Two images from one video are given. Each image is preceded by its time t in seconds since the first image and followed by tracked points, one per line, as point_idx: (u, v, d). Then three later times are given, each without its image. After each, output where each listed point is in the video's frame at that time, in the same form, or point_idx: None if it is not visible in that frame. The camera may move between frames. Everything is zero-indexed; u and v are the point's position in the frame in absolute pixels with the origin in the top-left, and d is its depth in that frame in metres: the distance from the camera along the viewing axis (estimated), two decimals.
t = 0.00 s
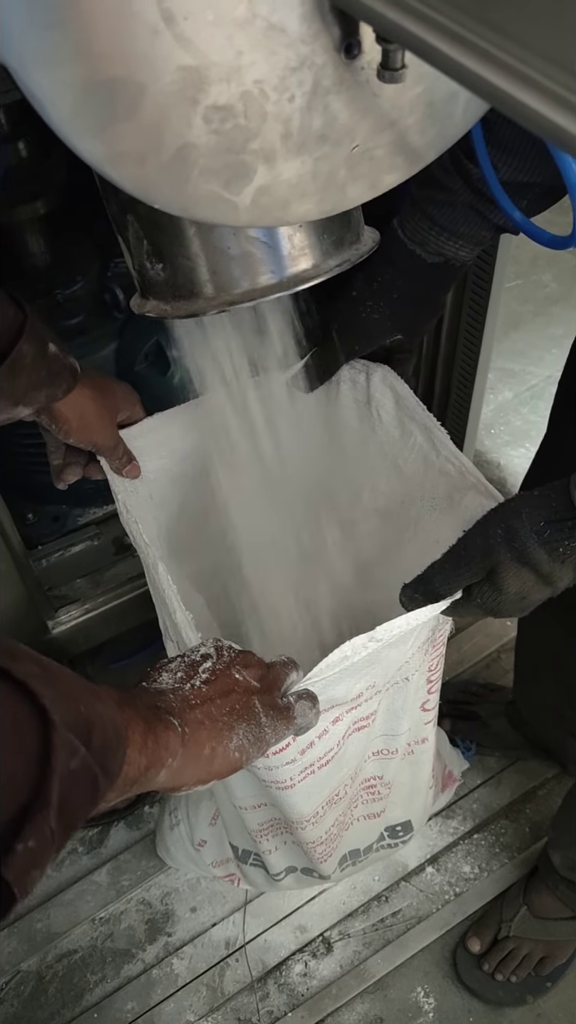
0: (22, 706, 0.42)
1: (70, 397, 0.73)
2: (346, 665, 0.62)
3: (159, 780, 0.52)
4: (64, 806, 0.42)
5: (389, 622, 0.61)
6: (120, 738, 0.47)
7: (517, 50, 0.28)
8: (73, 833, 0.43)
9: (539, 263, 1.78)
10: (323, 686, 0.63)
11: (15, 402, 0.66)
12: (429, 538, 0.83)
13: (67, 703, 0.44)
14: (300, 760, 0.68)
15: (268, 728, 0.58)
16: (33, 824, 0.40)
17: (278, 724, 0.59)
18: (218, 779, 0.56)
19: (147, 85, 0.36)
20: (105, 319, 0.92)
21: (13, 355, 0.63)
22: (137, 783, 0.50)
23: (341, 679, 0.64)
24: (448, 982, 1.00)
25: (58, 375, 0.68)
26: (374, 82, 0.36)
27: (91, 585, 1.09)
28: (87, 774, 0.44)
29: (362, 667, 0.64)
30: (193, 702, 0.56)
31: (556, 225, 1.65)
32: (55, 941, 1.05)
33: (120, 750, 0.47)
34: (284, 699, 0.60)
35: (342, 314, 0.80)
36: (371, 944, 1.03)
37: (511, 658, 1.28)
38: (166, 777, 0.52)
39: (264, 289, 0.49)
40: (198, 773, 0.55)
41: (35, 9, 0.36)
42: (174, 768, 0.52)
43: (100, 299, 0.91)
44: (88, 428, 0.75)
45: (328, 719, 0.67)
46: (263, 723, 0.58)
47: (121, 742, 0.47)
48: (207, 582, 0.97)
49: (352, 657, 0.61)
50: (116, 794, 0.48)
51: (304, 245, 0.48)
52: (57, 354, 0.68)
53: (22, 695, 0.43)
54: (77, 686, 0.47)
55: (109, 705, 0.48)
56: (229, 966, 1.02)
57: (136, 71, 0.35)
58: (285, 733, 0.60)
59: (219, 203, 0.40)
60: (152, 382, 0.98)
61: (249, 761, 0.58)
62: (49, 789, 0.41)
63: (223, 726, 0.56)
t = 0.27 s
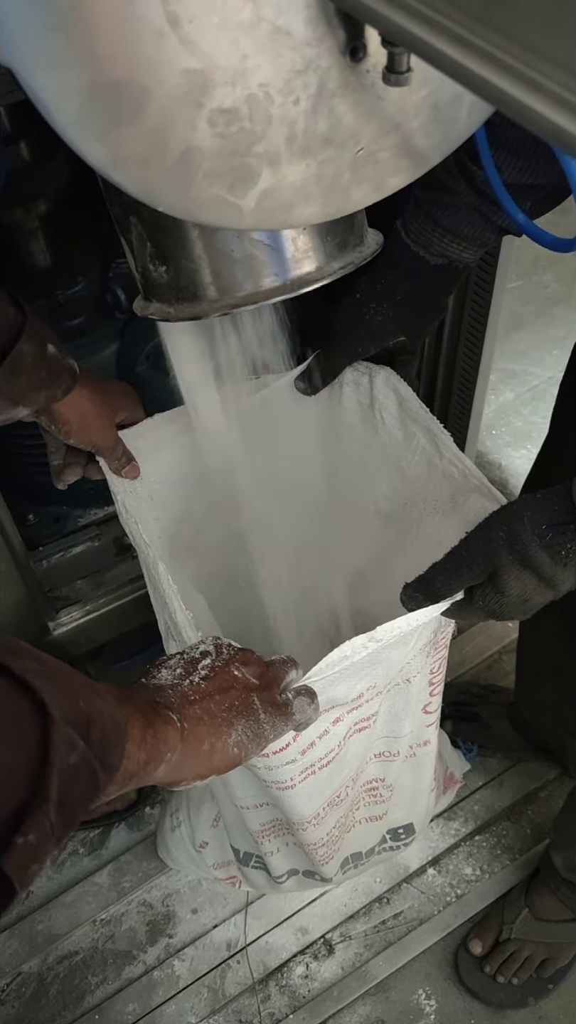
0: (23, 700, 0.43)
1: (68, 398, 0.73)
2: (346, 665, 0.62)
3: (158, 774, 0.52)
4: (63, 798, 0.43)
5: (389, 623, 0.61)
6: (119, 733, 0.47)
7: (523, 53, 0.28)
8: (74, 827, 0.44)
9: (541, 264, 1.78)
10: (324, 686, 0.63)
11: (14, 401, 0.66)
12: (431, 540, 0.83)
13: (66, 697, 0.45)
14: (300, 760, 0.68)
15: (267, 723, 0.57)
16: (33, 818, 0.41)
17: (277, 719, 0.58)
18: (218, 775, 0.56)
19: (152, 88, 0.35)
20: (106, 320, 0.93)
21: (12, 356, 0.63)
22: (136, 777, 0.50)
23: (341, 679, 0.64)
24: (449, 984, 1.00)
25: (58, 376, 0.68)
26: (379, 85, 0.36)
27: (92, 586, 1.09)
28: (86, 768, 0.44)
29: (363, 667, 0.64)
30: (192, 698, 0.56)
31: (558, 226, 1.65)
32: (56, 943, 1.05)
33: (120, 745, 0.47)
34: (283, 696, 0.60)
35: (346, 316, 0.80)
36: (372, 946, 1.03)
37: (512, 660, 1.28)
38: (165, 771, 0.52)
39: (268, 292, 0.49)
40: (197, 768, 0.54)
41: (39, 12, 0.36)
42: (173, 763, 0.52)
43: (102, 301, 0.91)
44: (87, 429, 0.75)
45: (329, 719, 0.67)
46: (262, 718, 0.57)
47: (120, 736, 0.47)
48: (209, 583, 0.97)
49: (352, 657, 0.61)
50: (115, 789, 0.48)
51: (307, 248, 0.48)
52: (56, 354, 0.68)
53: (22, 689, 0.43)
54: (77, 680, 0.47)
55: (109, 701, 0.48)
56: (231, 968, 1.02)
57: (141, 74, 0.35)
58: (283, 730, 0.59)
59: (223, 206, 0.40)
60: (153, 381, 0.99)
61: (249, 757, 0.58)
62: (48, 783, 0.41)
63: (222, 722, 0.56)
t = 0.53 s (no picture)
0: (20, 704, 0.42)
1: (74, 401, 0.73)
2: (342, 662, 0.62)
3: (157, 774, 0.51)
4: (64, 802, 0.42)
5: (386, 620, 0.60)
6: (117, 733, 0.47)
7: (525, 51, 0.28)
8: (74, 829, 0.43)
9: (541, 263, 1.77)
10: (322, 684, 0.63)
11: (11, 417, 0.65)
12: (431, 539, 0.83)
13: (64, 700, 0.44)
14: (298, 758, 0.68)
15: (265, 721, 0.58)
16: (32, 820, 0.41)
17: (275, 715, 0.58)
18: (216, 773, 0.56)
19: (152, 85, 0.35)
20: (106, 319, 0.92)
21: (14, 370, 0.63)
22: (135, 778, 0.49)
23: (339, 676, 0.64)
24: (449, 984, 1.00)
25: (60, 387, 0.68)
26: (381, 83, 0.36)
27: (91, 585, 1.09)
28: (86, 770, 0.44)
29: (360, 665, 0.64)
30: (190, 697, 0.55)
31: (558, 225, 1.65)
32: (55, 943, 1.04)
33: (119, 745, 0.47)
34: (280, 691, 0.60)
35: (349, 316, 0.79)
36: (372, 946, 1.03)
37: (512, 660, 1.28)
38: (164, 771, 0.52)
39: (268, 291, 0.49)
40: (196, 766, 0.54)
41: (39, 9, 0.36)
42: (172, 762, 0.52)
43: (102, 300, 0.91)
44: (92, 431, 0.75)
45: (327, 717, 0.67)
46: (260, 715, 0.57)
47: (119, 736, 0.47)
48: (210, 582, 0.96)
49: (349, 653, 0.61)
50: (115, 790, 0.48)
51: (308, 246, 0.48)
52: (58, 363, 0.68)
53: (19, 693, 0.43)
54: (74, 681, 0.46)
55: (106, 701, 0.48)
56: (230, 968, 1.02)
57: (141, 71, 0.35)
58: (281, 725, 0.59)
59: (223, 204, 0.39)
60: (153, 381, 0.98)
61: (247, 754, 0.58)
62: (47, 785, 0.41)
63: (220, 720, 0.55)
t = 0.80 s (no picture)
0: (12, 706, 0.43)
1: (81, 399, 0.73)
2: (339, 662, 0.62)
3: (150, 776, 0.51)
4: (56, 807, 0.42)
5: (382, 620, 0.60)
6: (111, 736, 0.47)
7: (527, 44, 0.28)
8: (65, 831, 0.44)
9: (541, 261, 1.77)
10: (318, 683, 0.63)
11: (16, 413, 0.64)
12: (429, 538, 0.83)
13: (56, 704, 0.44)
14: (295, 758, 0.68)
15: (259, 723, 0.57)
16: (24, 823, 0.41)
17: (269, 716, 0.58)
18: (210, 774, 0.56)
19: (152, 79, 0.35)
20: (106, 317, 0.93)
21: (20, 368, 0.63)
22: (128, 780, 0.50)
23: (336, 676, 0.63)
24: (448, 982, 1.00)
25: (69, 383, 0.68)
26: (381, 78, 0.36)
27: (90, 585, 1.10)
28: (77, 774, 0.44)
29: (358, 665, 0.64)
30: (184, 698, 0.55)
31: (558, 222, 1.65)
32: (54, 940, 1.04)
33: (111, 748, 0.47)
34: (275, 694, 0.60)
35: (349, 312, 0.80)
36: (371, 944, 1.03)
37: (511, 658, 1.28)
38: (157, 772, 0.52)
39: (267, 287, 0.49)
40: (189, 768, 0.54)
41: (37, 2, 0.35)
42: (166, 764, 0.52)
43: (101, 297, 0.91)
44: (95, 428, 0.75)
45: (324, 717, 0.67)
46: (254, 717, 0.57)
47: (112, 740, 0.47)
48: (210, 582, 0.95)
49: (345, 653, 0.60)
50: (108, 791, 0.48)
51: (307, 242, 0.48)
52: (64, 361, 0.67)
53: (11, 695, 0.43)
54: (67, 683, 0.46)
55: (99, 703, 0.48)
56: (229, 966, 1.02)
57: (140, 65, 0.35)
58: (276, 727, 0.59)
59: (222, 200, 0.39)
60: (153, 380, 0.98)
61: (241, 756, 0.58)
62: (38, 791, 0.41)
63: (214, 721, 0.55)
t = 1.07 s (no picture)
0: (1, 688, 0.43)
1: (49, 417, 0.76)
2: (338, 663, 0.62)
3: (138, 764, 0.52)
4: (47, 792, 0.42)
5: (380, 620, 0.60)
6: (102, 726, 0.47)
7: (527, 39, 0.28)
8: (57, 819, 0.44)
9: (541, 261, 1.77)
10: (317, 684, 0.63)
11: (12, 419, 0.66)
12: (429, 540, 0.83)
13: (45, 690, 0.45)
14: (294, 757, 0.68)
15: (247, 716, 0.57)
16: (15, 808, 0.41)
17: (257, 713, 0.58)
18: (199, 766, 0.55)
19: (152, 76, 0.35)
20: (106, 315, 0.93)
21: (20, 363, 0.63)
22: (116, 769, 0.50)
23: (334, 677, 0.63)
24: (448, 980, 1.00)
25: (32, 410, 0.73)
26: (382, 74, 0.36)
27: (90, 583, 1.09)
28: (67, 759, 0.44)
29: (356, 667, 0.64)
30: (173, 688, 0.55)
31: (558, 222, 1.65)
32: (54, 939, 1.04)
33: (101, 735, 0.47)
34: (265, 688, 0.59)
35: (348, 315, 0.80)
36: (371, 943, 1.03)
37: (511, 657, 1.28)
38: (145, 761, 0.52)
39: (268, 285, 0.49)
40: (177, 757, 0.54)
41: None
42: (153, 752, 0.52)
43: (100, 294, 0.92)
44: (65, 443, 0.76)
45: (323, 717, 0.67)
46: (243, 710, 0.57)
47: (101, 728, 0.47)
48: (211, 583, 0.95)
49: (342, 653, 0.60)
50: (96, 778, 0.48)
51: (307, 240, 0.48)
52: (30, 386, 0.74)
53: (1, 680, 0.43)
54: (56, 671, 0.47)
55: (88, 692, 0.48)
56: (229, 964, 1.02)
57: (141, 61, 0.35)
58: (263, 724, 0.58)
59: (222, 197, 0.39)
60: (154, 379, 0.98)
61: (230, 748, 0.58)
62: (28, 775, 0.41)
63: (203, 712, 0.55)
